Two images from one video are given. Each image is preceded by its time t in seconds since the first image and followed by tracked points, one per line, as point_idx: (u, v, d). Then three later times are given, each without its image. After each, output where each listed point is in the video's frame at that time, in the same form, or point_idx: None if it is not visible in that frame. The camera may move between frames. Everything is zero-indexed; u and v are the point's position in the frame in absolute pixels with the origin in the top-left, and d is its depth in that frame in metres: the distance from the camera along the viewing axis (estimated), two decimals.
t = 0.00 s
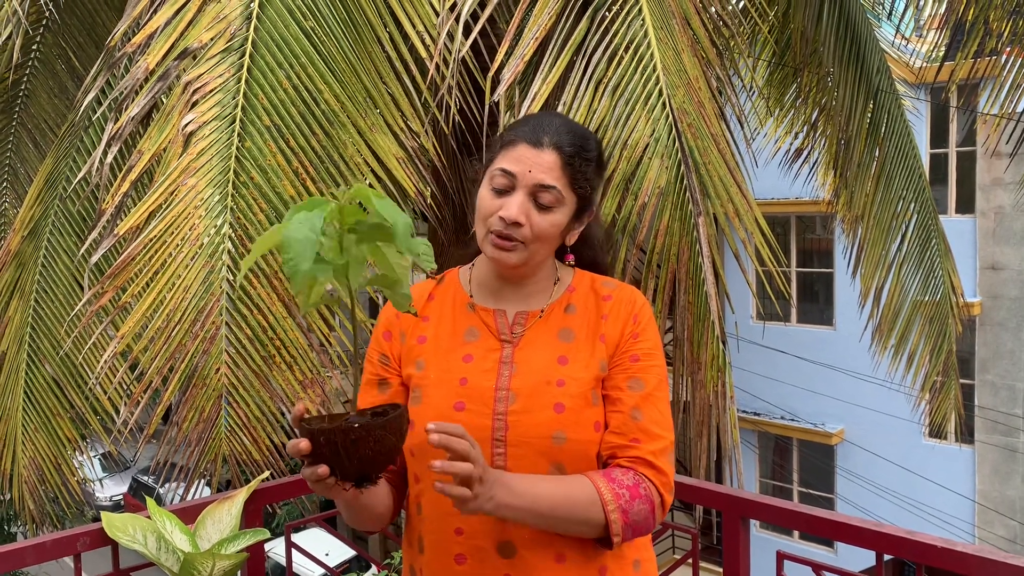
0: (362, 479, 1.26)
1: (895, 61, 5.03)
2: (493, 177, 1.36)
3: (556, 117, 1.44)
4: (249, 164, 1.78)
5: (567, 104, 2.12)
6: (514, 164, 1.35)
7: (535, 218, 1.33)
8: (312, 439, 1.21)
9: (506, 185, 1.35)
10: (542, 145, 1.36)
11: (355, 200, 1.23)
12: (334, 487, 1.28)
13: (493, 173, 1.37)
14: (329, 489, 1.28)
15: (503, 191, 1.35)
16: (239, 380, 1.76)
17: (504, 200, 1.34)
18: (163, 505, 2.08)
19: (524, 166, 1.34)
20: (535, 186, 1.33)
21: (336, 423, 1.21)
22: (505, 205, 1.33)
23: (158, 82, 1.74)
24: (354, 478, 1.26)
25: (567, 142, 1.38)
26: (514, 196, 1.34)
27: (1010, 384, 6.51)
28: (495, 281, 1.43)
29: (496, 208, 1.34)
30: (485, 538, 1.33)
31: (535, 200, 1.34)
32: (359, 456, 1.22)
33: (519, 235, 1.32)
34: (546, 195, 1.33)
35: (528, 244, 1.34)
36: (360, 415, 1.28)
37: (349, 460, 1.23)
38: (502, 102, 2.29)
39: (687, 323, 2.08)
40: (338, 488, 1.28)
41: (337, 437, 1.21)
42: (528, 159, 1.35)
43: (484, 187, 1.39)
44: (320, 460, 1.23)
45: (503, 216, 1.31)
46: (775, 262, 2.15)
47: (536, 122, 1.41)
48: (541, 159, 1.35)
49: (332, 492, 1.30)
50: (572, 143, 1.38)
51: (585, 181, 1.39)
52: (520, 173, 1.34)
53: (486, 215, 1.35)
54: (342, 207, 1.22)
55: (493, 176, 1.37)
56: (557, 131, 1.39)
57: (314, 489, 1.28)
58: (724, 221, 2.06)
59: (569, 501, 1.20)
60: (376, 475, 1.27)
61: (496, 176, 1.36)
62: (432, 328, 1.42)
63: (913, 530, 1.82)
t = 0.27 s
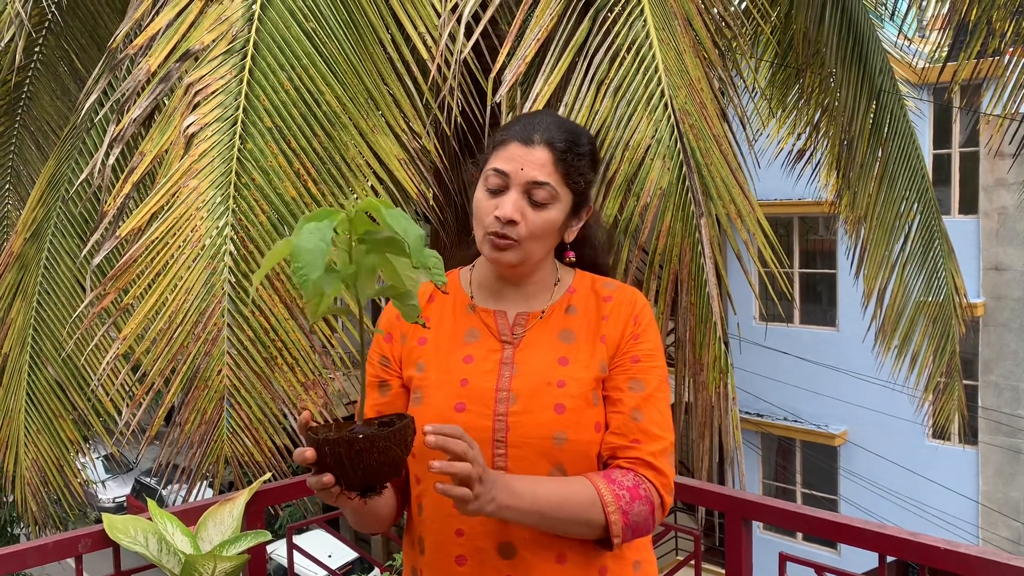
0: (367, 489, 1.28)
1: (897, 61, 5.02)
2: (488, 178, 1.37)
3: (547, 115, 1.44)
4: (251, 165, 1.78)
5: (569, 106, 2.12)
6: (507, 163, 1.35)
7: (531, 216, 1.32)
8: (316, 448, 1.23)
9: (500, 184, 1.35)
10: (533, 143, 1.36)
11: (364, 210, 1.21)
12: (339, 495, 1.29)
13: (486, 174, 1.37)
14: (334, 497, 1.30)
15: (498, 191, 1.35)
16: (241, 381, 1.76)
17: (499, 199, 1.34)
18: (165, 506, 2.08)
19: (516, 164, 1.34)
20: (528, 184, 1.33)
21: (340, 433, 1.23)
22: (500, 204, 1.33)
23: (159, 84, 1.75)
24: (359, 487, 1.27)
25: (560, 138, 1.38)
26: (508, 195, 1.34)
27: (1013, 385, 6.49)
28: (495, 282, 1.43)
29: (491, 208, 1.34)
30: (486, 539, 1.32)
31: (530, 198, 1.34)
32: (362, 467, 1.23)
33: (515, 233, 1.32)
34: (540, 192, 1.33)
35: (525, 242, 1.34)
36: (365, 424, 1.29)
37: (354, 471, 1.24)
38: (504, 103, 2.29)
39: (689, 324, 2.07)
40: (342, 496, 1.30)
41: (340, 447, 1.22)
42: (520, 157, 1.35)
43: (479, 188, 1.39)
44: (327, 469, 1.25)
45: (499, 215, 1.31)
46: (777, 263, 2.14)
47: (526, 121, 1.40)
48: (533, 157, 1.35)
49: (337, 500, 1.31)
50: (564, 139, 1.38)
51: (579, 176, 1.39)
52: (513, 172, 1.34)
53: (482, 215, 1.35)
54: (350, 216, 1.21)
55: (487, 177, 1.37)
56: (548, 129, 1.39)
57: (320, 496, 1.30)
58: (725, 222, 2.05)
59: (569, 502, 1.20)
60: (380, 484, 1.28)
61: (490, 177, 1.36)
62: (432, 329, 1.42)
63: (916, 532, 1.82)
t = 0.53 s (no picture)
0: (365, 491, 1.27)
1: (898, 61, 5.02)
2: (484, 179, 1.37)
3: (543, 116, 1.43)
4: (252, 165, 1.78)
5: (569, 106, 2.12)
6: (503, 164, 1.35)
7: (527, 217, 1.32)
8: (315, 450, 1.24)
9: (497, 186, 1.35)
10: (530, 144, 1.36)
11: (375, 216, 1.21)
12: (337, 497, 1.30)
13: (483, 175, 1.37)
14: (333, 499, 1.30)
15: (495, 192, 1.36)
16: (241, 381, 1.76)
17: (496, 200, 1.34)
18: (165, 506, 2.08)
19: (513, 165, 1.34)
20: (525, 185, 1.33)
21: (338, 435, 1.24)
22: (497, 205, 1.33)
23: (160, 84, 1.75)
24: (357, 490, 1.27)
25: (557, 139, 1.37)
26: (505, 196, 1.34)
27: (1014, 385, 6.48)
28: (494, 282, 1.43)
29: (488, 209, 1.34)
30: (485, 539, 1.32)
31: (527, 198, 1.34)
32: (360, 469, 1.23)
33: (511, 234, 1.32)
34: (537, 193, 1.33)
35: (521, 243, 1.34)
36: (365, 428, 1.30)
37: (352, 473, 1.24)
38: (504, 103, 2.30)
39: (689, 324, 2.07)
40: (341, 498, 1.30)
41: (338, 449, 1.23)
42: (517, 159, 1.35)
43: (476, 189, 1.39)
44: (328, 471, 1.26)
45: (495, 216, 1.31)
46: (777, 263, 2.14)
47: (524, 122, 1.40)
48: (530, 158, 1.35)
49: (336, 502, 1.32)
50: (561, 140, 1.38)
51: (575, 177, 1.39)
52: (509, 173, 1.34)
53: (479, 216, 1.35)
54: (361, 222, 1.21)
55: (484, 178, 1.37)
56: (546, 130, 1.38)
57: (319, 497, 1.31)
58: (726, 222, 2.05)
59: (565, 502, 1.19)
60: (378, 488, 1.28)
61: (487, 178, 1.36)
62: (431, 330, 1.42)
63: (916, 532, 1.82)
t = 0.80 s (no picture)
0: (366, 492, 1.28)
1: (898, 62, 5.02)
2: (482, 180, 1.37)
3: (537, 116, 1.43)
4: (251, 164, 1.78)
5: (569, 106, 2.12)
6: (500, 165, 1.35)
7: (525, 217, 1.33)
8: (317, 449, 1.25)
9: (494, 187, 1.35)
10: (525, 144, 1.36)
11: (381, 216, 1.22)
12: (338, 496, 1.30)
13: (481, 177, 1.37)
14: (334, 499, 1.30)
15: (492, 194, 1.36)
16: (240, 380, 1.76)
17: (494, 201, 1.34)
18: (164, 506, 2.08)
19: (509, 166, 1.34)
20: (522, 185, 1.33)
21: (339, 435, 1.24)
22: (494, 206, 1.33)
23: (160, 83, 1.75)
24: (357, 490, 1.27)
25: (552, 138, 1.37)
26: (502, 197, 1.34)
27: (1013, 386, 6.48)
28: (494, 283, 1.43)
29: (486, 210, 1.34)
30: (486, 538, 1.32)
31: (524, 199, 1.34)
32: (359, 469, 1.23)
33: (509, 234, 1.32)
34: (534, 192, 1.33)
35: (519, 243, 1.34)
36: (367, 428, 1.30)
37: (353, 474, 1.24)
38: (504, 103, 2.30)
39: (689, 324, 2.07)
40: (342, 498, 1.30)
41: (339, 449, 1.23)
42: (513, 159, 1.35)
43: (474, 191, 1.39)
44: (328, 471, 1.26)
45: (493, 217, 1.31)
46: (777, 264, 2.14)
47: (518, 122, 1.40)
48: (525, 158, 1.34)
49: (338, 502, 1.32)
50: (556, 139, 1.38)
51: (572, 175, 1.39)
52: (506, 174, 1.34)
53: (477, 218, 1.35)
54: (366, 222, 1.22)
55: (481, 179, 1.37)
56: (540, 129, 1.38)
57: (320, 496, 1.31)
58: (725, 222, 2.05)
59: (565, 500, 1.20)
60: (379, 488, 1.28)
61: (484, 180, 1.37)
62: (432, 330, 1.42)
63: (914, 532, 1.82)
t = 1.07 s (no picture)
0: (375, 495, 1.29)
1: (898, 63, 5.03)
2: (484, 181, 1.37)
3: (538, 115, 1.43)
4: (252, 164, 1.78)
5: (570, 106, 2.12)
6: (501, 166, 1.35)
7: (527, 217, 1.33)
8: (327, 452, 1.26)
9: (496, 188, 1.35)
10: (526, 144, 1.36)
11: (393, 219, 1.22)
12: (347, 500, 1.31)
13: (483, 178, 1.37)
14: (343, 501, 1.31)
15: (494, 194, 1.36)
16: (241, 379, 1.76)
17: (496, 202, 1.35)
18: (165, 504, 2.08)
19: (510, 167, 1.34)
20: (523, 185, 1.33)
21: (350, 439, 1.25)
22: (496, 207, 1.33)
23: (161, 82, 1.75)
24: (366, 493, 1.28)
25: (553, 138, 1.37)
26: (505, 197, 1.34)
27: (1013, 388, 6.48)
28: (500, 283, 1.44)
29: (488, 211, 1.35)
30: (491, 536, 1.33)
31: (526, 199, 1.34)
32: (369, 474, 1.24)
33: (512, 235, 1.33)
34: (536, 193, 1.33)
35: (522, 243, 1.34)
36: (376, 431, 1.31)
37: (362, 478, 1.25)
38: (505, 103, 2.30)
39: (689, 325, 2.07)
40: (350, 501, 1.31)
41: (349, 453, 1.24)
42: (514, 160, 1.35)
43: (477, 192, 1.39)
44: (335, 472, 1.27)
45: (495, 218, 1.32)
46: (777, 264, 2.14)
47: (518, 123, 1.40)
48: (526, 159, 1.34)
49: (347, 505, 1.33)
50: (557, 138, 1.38)
51: (574, 174, 1.39)
52: (507, 174, 1.34)
53: (480, 219, 1.36)
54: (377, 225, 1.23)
55: (483, 180, 1.38)
56: (541, 129, 1.38)
57: (329, 498, 1.32)
58: (726, 222, 2.05)
59: (580, 492, 1.20)
60: (388, 491, 1.29)
61: (486, 181, 1.37)
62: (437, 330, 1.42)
63: (914, 533, 1.82)
